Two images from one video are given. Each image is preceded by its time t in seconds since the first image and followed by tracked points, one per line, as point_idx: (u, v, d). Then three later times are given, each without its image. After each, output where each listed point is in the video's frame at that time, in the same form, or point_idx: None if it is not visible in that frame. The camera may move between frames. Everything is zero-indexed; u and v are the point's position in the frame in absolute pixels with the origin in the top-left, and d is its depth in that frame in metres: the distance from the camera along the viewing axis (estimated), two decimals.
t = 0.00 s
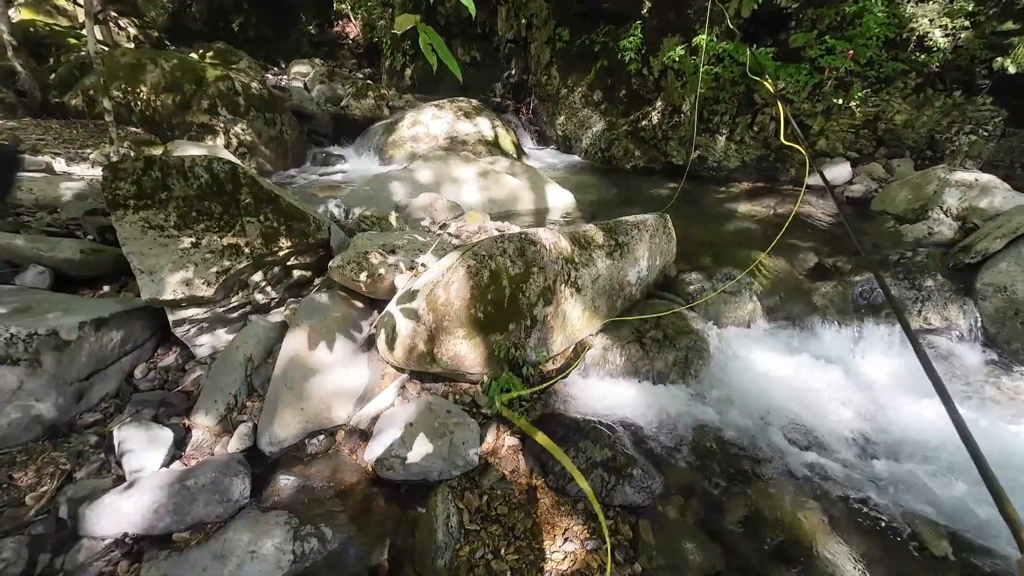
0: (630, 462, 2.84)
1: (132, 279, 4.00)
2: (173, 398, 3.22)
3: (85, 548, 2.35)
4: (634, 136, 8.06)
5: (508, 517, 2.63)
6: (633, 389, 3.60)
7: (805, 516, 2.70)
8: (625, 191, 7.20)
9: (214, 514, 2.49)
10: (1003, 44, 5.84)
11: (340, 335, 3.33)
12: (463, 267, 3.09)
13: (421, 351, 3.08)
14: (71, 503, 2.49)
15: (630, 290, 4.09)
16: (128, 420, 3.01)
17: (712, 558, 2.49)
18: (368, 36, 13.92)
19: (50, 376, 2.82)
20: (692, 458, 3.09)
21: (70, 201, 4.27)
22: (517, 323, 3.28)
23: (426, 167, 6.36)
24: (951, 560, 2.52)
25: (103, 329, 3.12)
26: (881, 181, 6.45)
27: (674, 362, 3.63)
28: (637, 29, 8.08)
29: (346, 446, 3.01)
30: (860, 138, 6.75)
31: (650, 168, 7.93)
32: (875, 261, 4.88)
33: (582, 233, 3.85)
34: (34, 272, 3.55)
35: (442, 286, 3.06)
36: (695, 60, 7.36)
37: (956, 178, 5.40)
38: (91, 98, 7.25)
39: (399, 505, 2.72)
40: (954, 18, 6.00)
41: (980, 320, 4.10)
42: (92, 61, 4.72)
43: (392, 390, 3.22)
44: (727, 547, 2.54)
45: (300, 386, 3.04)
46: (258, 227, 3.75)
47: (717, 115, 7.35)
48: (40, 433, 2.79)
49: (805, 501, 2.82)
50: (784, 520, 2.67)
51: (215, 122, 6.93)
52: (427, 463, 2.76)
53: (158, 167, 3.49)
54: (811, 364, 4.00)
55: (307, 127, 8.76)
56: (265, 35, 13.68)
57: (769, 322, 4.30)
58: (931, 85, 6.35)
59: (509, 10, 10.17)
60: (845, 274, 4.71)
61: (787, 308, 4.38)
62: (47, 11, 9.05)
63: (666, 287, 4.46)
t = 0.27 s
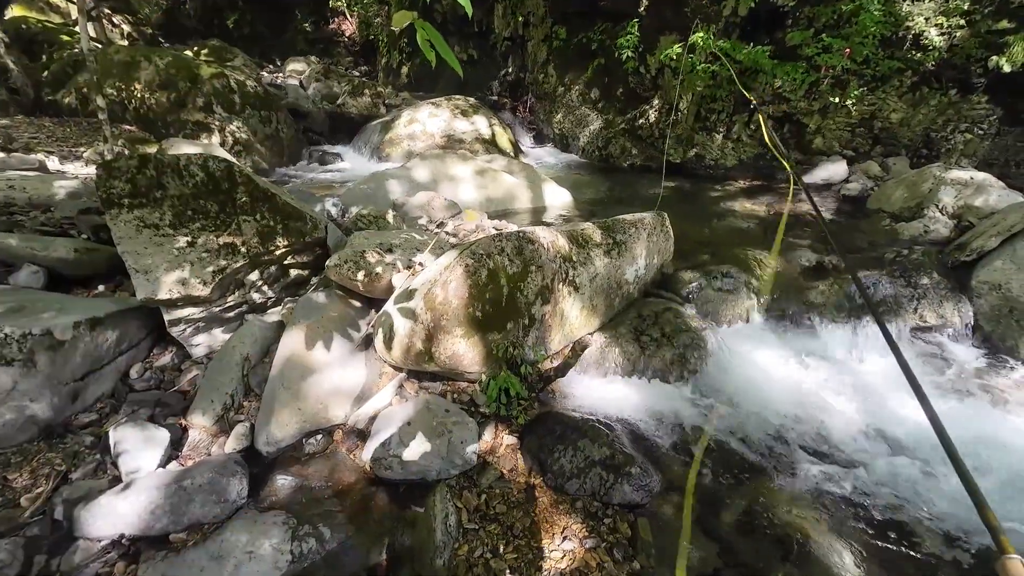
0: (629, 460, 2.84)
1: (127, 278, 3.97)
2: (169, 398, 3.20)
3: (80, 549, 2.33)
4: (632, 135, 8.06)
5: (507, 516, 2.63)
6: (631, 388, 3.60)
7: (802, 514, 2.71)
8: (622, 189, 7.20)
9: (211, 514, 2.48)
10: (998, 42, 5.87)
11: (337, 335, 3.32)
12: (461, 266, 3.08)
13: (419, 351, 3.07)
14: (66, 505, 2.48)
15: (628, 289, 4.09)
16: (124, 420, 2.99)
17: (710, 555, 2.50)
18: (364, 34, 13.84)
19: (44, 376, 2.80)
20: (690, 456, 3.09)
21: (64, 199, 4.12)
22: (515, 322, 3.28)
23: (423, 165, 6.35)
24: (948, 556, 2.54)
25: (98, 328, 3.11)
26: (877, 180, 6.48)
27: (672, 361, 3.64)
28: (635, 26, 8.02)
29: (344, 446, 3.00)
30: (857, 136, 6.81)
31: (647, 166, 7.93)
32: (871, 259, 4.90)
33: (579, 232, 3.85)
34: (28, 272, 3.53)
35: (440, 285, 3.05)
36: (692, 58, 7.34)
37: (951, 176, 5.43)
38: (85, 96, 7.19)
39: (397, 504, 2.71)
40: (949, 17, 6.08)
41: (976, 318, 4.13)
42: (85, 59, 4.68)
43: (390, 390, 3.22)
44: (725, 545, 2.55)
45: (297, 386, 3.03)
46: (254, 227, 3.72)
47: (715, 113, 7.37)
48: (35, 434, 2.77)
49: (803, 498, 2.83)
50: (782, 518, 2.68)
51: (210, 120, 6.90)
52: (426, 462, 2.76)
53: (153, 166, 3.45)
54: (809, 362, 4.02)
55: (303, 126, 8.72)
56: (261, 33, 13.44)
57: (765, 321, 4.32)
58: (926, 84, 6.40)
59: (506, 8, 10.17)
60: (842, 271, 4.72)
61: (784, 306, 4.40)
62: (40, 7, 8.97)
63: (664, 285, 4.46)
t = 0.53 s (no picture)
0: (623, 458, 2.85)
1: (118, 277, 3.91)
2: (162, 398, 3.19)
3: (71, 551, 2.33)
4: (627, 132, 8.05)
5: (502, 514, 2.63)
6: (624, 385, 3.57)
7: (795, 511, 2.73)
8: (617, 187, 7.20)
9: (203, 515, 2.46)
10: (988, 40, 5.96)
11: (331, 334, 3.30)
12: (456, 264, 3.08)
13: (413, 350, 3.06)
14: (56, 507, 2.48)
15: (623, 287, 4.09)
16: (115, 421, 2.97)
17: (703, 551, 2.51)
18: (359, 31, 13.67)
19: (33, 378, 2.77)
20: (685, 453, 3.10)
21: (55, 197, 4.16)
22: (510, 320, 3.28)
23: (418, 163, 6.32)
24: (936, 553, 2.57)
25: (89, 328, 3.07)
26: (871, 177, 6.44)
27: (666, 359, 3.65)
28: (629, 24, 8.12)
29: (338, 445, 2.98)
30: (850, 134, 6.79)
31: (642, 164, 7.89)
32: (864, 256, 4.93)
33: (574, 230, 3.86)
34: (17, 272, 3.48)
35: (434, 284, 3.05)
36: (687, 55, 7.36)
37: (943, 174, 5.47)
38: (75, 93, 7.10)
39: (392, 504, 2.70)
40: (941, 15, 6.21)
41: (966, 314, 4.17)
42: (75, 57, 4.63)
43: (384, 389, 3.20)
44: (719, 541, 2.57)
45: (291, 385, 3.01)
46: (247, 225, 3.88)
47: (709, 110, 7.32)
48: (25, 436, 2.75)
49: (796, 495, 2.85)
50: (775, 514, 2.70)
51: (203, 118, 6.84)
52: (420, 461, 2.75)
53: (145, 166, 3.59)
54: (802, 360, 4.03)
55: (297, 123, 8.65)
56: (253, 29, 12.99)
57: (758, 319, 4.33)
58: (919, 82, 6.42)
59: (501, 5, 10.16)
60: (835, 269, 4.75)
61: (777, 304, 4.42)
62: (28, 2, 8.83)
63: (658, 283, 4.47)
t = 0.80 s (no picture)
0: (614, 451, 2.86)
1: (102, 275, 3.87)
2: (150, 397, 3.15)
3: (57, 552, 2.31)
4: (619, 129, 8.01)
5: (493, 509, 2.63)
6: (618, 377, 3.57)
7: (783, 501, 2.77)
8: (610, 183, 7.20)
9: (192, 514, 2.44)
10: (975, 37, 6.06)
11: (321, 331, 3.28)
12: (446, 259, 3.07)
13: (404, 346, 3.06)
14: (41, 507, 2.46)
15: (615, 282, 4.09)
16: (102, 420, 2.94)
17: (693, 543, 2.53)
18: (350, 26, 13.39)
19: (15, 378, 2.73)
20: (675, 446, 3.12)
21: (36, 194, 4.04)
22: (501, 316, 3.28)
23: (410, 159, 6.29)
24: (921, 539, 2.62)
25: (73, 327, 3.03)
26: (860, 172, 6.48)
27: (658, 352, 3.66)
28: (621, 19, 8.06)
29: (329, 442, 2.96)
30: (839, 129, 6.84)
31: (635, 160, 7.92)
32: (853, 250, 4.97)
33: (566, 226, 3.86)
34: None
35: (424, 279, 3.04)
36: (678, 51, 7.40)
37: (929, 169, 5.53)
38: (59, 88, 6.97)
39: (383, 500, 2.70)
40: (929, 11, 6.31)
41: (952, 307, 4.24)
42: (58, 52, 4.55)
43: (376, 385, 3.18)
44: (709, 532, 2.59)
45: (280, 382, 3.00)
46: (235, 222, 3.66)
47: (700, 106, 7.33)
48: (8, 436, 2.71)
49: (784, 486, 2.88)
50: (763, 506, 2.73)
51: (191, 114, 6.76)
52: (411, 457, 2.73)
53: (127, 159, 3.46)
54: (793, 354, 4.07)
55: (287, 119, 8.57)
56: (244, 25, 12.77)
57: (751, 313, 4.35)
58: (907, 78, 6.54)
59: None
60: (825, 263, 4.78)
61: (767, 298, 4.46)
62: None
63: (650, 278, 4.47)
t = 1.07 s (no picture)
0: (605, 447, 2.87)
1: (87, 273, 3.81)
2: (137, 397, 3.11)
3: (41, 555, 2.28)
4: (611, 124, 7.99)
5: (485, 506, 2.63)
6: (610, 375, 3.63)
7: (772, 495, 2.79)
8: (602, 179, 7.19)
9: (181, 515, 2.42)
10: (961, 33, 6.25)
11: (311, 328, 3.25)
12: (436, 256, 3.05)
13: (394, 343, 3.04)
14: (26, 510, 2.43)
15: (606, 277, 4.09)
16: (87, 421, 2.90)
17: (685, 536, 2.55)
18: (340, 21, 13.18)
19: None
20: (667, 441, 3.14)
21: (17, 191, 3.96)
22: (493, 312, 3.27)
23: (401, 155, 6.24)
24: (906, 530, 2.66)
25: (56, 326, 2.98)
26: (848, 167, 6.53)
27: (650, 348, 3.65)
28: (612, 15, 8.07)
29: (320, 441, 2.95)
30: (828, 125, 6.88)
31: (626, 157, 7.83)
32: (841, 245, 5.00)
33: (557, 222, 3.85)
34: None
35: (414, 276, 3.02)
36: (670, 47, 7.41)
37: (916, 164, 5.59)
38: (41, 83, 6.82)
39: (375, 498, 2.69)
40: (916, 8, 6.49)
41: (937, 301, 4.28)
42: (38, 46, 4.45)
43: (367, 383, 3.16)
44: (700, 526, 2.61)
45: (270, 381, 2.98)
46: (223, 218, 3.61)
47: (692, 102, 7.35)
48: None
49: (774, 479, 2.90)
50: (753, 500, 2.76)
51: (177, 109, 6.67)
52: (403, 454, 2.72)
53: (110, 155, 3.38)
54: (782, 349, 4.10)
55: (276, 115, 8.46)
56: (231, 18, 12.58)
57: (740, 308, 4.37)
58: (895, 74, 6.58)
59: None
60: (814, 258, 4.80)
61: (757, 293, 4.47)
62: None
63: (642, 274, 4.48)
